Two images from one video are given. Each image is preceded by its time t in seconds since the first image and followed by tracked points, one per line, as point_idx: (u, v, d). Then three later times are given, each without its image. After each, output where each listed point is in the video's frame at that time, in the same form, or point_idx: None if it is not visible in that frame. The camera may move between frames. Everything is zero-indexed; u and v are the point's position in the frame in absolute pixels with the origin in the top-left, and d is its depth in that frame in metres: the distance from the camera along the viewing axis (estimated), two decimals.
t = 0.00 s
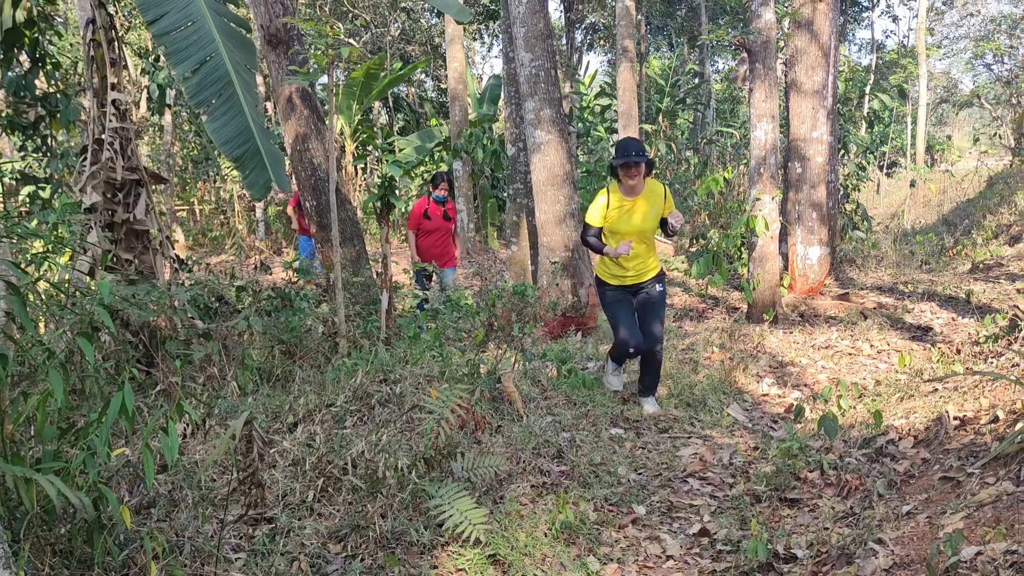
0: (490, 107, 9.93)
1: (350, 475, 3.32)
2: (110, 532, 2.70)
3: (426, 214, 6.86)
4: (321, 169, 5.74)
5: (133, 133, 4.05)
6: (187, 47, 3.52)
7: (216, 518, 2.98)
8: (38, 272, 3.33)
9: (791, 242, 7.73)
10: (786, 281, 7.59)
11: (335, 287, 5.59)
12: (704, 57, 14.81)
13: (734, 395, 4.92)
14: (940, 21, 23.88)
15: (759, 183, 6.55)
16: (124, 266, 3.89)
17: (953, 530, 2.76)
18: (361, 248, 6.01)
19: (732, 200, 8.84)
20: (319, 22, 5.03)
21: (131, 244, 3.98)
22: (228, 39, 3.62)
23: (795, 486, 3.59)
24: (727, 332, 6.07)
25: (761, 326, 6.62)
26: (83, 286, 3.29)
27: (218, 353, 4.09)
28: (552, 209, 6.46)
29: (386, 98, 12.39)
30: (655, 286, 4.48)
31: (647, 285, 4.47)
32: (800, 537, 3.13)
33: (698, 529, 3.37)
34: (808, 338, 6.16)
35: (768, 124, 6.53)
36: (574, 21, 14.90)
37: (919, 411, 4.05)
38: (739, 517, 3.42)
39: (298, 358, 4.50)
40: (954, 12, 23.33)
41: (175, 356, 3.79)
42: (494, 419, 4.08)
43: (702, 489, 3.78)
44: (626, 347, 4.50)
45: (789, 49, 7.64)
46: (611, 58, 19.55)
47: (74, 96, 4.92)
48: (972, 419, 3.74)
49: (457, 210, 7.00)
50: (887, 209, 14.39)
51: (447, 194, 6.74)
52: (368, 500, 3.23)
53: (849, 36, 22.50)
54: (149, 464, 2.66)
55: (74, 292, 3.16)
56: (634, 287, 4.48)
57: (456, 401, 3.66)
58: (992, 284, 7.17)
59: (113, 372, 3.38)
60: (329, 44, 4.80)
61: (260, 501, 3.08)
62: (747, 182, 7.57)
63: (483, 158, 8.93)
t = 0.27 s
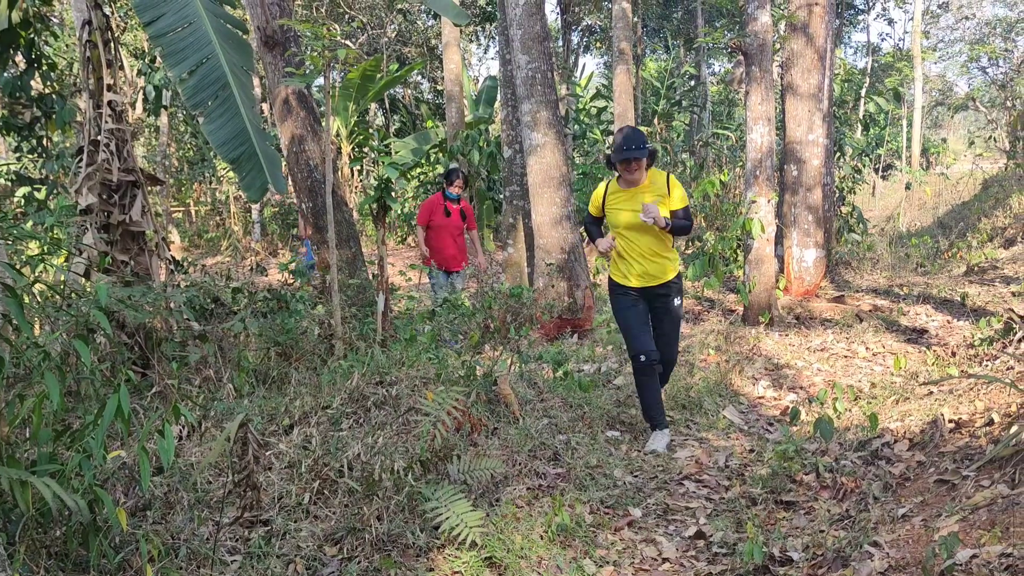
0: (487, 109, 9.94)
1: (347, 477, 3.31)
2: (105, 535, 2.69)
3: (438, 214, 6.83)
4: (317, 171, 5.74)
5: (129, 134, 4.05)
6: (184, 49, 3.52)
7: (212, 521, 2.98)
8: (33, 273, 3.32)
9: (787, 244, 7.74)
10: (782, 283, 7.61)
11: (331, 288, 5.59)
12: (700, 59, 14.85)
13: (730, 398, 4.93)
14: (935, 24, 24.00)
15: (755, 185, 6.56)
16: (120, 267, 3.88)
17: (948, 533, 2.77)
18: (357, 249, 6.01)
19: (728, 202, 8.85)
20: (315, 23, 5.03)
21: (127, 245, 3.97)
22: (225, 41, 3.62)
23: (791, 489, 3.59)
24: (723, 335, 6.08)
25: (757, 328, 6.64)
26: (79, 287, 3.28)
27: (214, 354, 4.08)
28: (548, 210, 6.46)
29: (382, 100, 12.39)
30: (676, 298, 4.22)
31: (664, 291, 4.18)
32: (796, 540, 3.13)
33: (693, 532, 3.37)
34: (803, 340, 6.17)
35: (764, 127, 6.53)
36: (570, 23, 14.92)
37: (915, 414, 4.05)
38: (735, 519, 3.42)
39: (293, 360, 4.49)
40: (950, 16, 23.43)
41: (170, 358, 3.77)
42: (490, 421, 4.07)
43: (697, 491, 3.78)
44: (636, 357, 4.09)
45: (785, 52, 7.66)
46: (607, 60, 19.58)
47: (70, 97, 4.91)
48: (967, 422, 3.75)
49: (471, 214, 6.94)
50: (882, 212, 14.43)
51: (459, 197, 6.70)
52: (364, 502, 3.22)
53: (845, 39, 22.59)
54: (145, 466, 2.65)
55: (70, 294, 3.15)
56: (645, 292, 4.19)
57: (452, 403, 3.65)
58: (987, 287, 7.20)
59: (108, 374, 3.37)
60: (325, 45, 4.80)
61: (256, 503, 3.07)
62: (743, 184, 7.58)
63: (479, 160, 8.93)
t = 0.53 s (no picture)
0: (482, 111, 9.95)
1: (342, 480, 3.31)
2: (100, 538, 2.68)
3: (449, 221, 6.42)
4: (313, 173, 5.73)
5: (124, 136, 4.03)
6: (180, 51, 3.51)
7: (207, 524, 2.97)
8: (28, 276, 3.31)
9: (782, 247, 7.77)
10: (777, 286, 7.63)
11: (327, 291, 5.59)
12: (695, 62, 14.90)
13: (725, 400, 4.94)
14: (929, 28, 24.14)
15: (750, 188, 6.58)
16: (115, 270, 3.86)
17: (942, 536, 2.78)
18: (352, 252, 6.00)
19: (724, 205, 8.87)
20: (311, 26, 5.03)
21: (122, 247, 3.96)
22: (221, 43, 3.62)
23: (786, 492, 3.60)
24: (718, 337, 6.09)
25: (752, 331, 6.65)
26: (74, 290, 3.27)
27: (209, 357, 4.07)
28: (543, 213, 6.47)
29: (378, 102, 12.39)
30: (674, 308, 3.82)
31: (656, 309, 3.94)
32: (791, 543, 3.14)
33: (689, 535, 3.38)
34: (798, 343, 6.19)
35: (759, 130, 6.56)
36: (565, 25, 14.94)
37: (910, 417, 4.07)
38: (731, 522, 3.42)
39: (288, 362, 4.49)
40: (944, 19, 23.55)
41: (165, 360, 3.76)
42: (485, 424, 4.07)
43: (693, 494, 3.79)
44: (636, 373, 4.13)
45: (780, 55, 7.69)
46: (602, 62, 19.63)
47: (64, 99, 4.90)
48: (962, 425, 3.77)
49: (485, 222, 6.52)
50: (877, 215, 14.48)
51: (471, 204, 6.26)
52: (360, 505, 3.21)
53: (839, 43, 22.69)
54: (140, 469, 2.64)
55: (65, 296, 3.14)
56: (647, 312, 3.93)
57: (448, 406, 3.65)
58: (981, 290, 7.23)
59: (103, 377, 3.36)
60: (321, 48, 4.80)
61: (251, 506, 3.06)
62: (739, 187, 7.61)
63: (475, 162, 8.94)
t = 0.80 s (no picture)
0: (478, 114, 9.95)
1: (339, 483, 3.30)
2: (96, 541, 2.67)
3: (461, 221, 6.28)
4: (309, 176, 5.73)
5: (120, 139, 4.03)
6: (177, 54, 3.51)
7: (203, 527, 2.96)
8: (23, 279, 3.30)
9: (777, 250, 7.79)
10: (772, 289, 7.65)
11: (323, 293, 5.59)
12: (691, 65, 14.94)
13: (721, 403, 4.95)
14: (923, 31, 24.25)
15: (745, 191, 6.60)
16: (110, 272, 3.85)
17: (938, 538, 2.79)
18: (348, 254, 6.00)
19: (719, 208, 8.89)
20: (307, 28, 5.03)
21: (117, 250, 3.94)
22: (217, 46, 3.62)
23: (782, 495, 3.61)
24: (714, 340, 6.10)
25: (748, 333, 6.66)
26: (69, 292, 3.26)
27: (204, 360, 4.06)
28: (540, 216, 6.48)
29: (373, 104, 12.39)
30: (681, 340, 3.51)
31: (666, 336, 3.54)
32: (788, 546, 3.14)
33: (686, 538, 3.38)
34: (793, 346, 6.20)
35: (755, 133, 6.57)
36: (561, 28, 14.96)
37: (905, 420, 4.08)
38: (727, 525, 3.42)
39: (284, 365, 4.48)
40: (938, 23, 23.65)
41: (161, 363, 3.75)
42: (481, 427, 4.07)
43: (690, 497, 3.79)
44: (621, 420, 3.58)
45: (775, 58, 7.72)
46: (598, 65, 19.69)
47: (60, 101, 4.90)
48: (957, 427, 3.78)
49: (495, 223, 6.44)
50: (872, 217, 14.52)
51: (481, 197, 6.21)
52: (357, 508, 3.21)
53: (834, 46, 22.78)
54: (137, 472, 2.63)
55: (61, 298, 3.13)
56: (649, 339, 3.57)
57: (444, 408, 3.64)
58: (976, 293, 7.26)
59: (98, 380, 3.34)
60: (317, 51, 4.79)
61: (248, 509, 3.05)
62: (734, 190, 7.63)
63: (471, 165, 8.94)
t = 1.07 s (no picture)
0: (474, 117, 9.95)
1: (335, 487, 3.30)
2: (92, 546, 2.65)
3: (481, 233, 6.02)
4: (305, 179, 5.72)
5: (115, 142, 4.02)
6: (172, 57, 3.50)
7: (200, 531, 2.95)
8: (18, 282, 3.29)
9: (772, 253, 7.81)
10: (767, 292, 7.67)
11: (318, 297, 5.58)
12: (686, 68, 14.98)
13: (717, 406, 4.96)
14: (917, 35, 24.36)
15: (741, 195, 6.62)
16: (105, 275, 3.84)
17: (934, 541, 2.80)
18: (344, 257, 6.00)
19: (714, 211, 8.91)
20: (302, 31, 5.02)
21: (113, 253, 3.93)
22: (213, 49, 3.61)
23: (778, 498, 3.61)
24: (709, 343, 6.11)
25: (743, 336, 6.68)
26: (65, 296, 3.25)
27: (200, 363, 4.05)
28: (535, 219, 6.48)
29: (369, 107, 12.40)
30: (675, 376, 3.20)
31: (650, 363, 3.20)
32: (784, 549, 3.14)
33: (682, 541, 3.38)
34: (789, 349, 6.22)
35: (750, 137, 6.59)
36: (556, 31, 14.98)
37: (900, 423, 4.09)
38: (723, 528, 3.43)
39: (280, 369, 4.48)
40: (931, 26, 23.76)
41: (157, 367, 3.74)
42: (477, 431, 4.07)
43: (687, 500, 3.80)
44: (607, 452, 3.09)
45: (769, 62, 7.74)
46: (593, 68, 19.74)
47: (54, 104, 4.88)
48: (952, 431, 3.80)
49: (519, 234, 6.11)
50: (866, 220, 14.58)
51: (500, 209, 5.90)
52: (353, 512, 3.20)
53: (828, 49, 22.86)
54: (133, 477, 2.62)
55: (56, 302, 3.12)
56: (635, 365, 3.21)
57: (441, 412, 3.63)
58: (970, 296, 7.29)
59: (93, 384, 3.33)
60: (313, 54, 4.79)
61: (244, 514, 3.05)
62: (729, 193, 7.65)
63: (466, 168, 8.95)
